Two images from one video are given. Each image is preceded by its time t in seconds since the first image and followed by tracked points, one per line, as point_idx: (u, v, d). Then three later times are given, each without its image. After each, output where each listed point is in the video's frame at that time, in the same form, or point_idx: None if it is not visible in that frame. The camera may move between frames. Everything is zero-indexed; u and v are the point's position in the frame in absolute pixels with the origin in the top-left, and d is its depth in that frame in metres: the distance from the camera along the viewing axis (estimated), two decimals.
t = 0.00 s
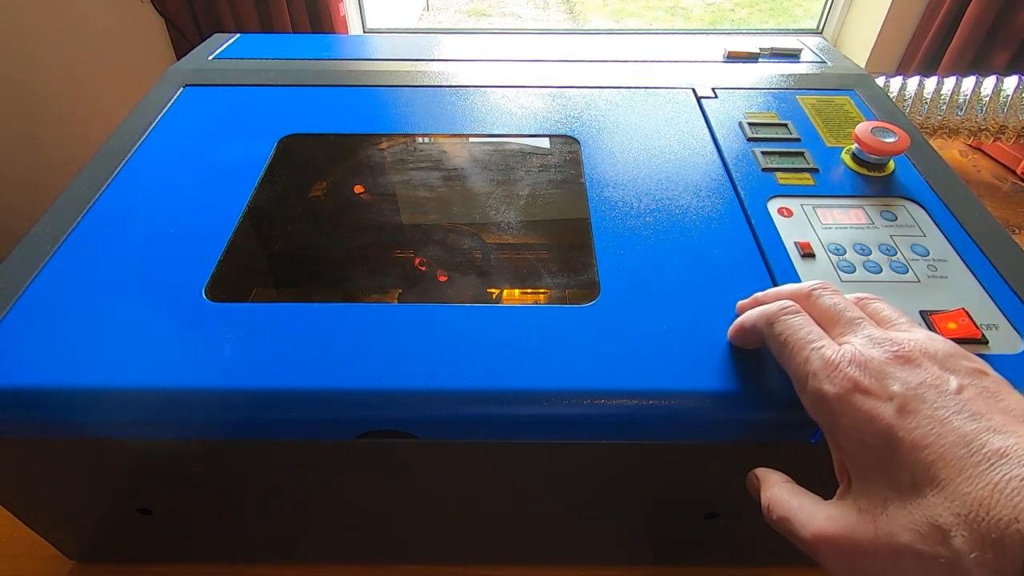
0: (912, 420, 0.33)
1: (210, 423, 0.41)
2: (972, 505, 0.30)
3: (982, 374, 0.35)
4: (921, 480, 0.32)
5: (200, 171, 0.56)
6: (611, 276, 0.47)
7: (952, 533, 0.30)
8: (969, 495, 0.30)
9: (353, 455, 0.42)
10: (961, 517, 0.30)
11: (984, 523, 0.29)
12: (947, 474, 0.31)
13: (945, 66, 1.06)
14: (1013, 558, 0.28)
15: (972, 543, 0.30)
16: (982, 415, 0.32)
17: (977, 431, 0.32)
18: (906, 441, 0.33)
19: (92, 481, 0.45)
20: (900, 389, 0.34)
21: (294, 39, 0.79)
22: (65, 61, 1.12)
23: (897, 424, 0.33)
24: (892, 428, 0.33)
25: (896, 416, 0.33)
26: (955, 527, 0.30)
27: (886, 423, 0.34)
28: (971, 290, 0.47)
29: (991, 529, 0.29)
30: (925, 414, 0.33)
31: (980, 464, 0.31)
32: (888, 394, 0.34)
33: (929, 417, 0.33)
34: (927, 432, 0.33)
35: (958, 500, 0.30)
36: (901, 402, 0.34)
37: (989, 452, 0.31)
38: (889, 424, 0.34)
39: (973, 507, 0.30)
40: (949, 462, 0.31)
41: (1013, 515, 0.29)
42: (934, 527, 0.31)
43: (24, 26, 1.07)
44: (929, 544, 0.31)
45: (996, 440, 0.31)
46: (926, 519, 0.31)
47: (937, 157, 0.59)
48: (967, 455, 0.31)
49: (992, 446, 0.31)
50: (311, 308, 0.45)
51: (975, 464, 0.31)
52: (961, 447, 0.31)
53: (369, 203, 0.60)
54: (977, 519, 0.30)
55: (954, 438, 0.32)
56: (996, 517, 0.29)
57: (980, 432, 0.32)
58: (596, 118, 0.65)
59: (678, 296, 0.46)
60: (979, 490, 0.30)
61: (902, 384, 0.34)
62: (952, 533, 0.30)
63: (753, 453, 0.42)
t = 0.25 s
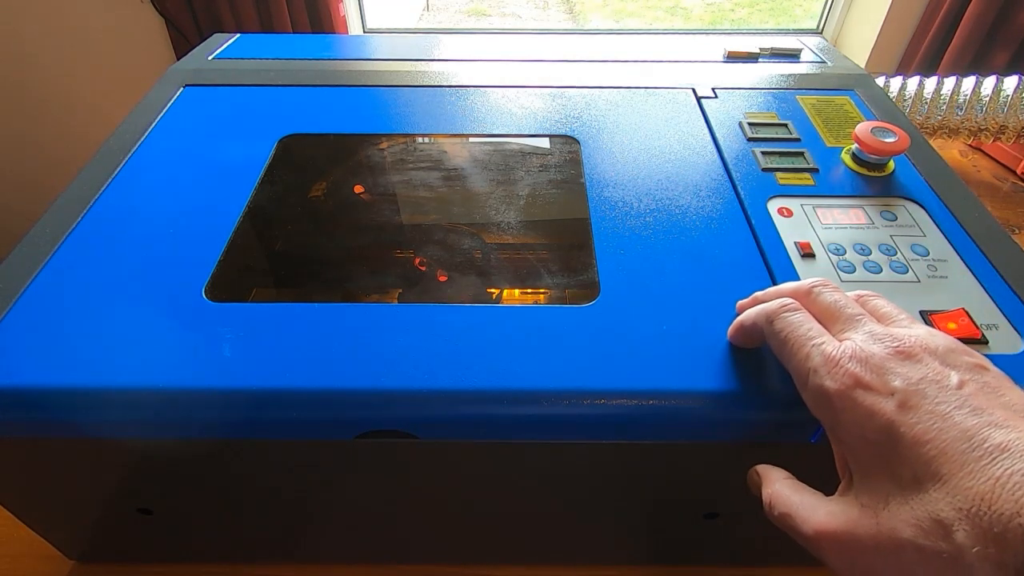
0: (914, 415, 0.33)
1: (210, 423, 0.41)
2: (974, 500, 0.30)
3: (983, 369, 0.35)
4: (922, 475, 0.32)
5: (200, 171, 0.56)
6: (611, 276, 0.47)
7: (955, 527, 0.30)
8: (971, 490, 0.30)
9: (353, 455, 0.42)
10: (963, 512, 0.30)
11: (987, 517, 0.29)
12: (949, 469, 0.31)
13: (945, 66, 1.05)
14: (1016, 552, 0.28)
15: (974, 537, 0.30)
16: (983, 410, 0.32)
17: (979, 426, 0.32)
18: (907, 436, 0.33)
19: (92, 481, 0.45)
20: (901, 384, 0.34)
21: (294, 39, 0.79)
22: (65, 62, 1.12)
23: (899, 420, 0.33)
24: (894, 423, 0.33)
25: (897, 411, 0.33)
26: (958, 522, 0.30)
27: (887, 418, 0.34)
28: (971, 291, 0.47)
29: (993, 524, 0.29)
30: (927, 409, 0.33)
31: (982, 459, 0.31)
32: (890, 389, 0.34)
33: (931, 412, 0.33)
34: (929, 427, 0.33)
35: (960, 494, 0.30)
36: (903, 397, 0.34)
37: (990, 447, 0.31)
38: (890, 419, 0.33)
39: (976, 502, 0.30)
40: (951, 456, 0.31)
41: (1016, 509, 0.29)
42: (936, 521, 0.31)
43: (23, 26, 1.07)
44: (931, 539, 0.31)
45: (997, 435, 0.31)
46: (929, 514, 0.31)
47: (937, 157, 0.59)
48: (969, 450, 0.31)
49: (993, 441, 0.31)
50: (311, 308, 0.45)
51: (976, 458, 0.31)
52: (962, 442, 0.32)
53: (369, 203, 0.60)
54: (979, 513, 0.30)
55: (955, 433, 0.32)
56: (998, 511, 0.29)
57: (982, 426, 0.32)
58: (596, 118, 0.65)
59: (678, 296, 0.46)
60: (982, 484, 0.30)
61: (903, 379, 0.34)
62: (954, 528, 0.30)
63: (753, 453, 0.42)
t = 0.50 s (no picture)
0: (916, 407, 0.33)
1: (210, 422, 0.41)
2: (978, 491, 0.30)
3: (985, 363, 0.35)
4: (925, 467, 0.32)
5: (200, 171, 0.56)
6: (611, 276, 0.47)
7: (958, 518, 0.30)
8: (974, 481, 0.30)
9: (353, 454, 0.43)
10: (967, 503, 0.30)
11: (990, 508, 0.29)
12: (952, 461, 0.31)
13: (945, 66, 1.06)
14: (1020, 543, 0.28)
15: (978, 529, 0.30)
16: (985, 402, 0.32)
17: (981, 417, 0.32)
18: (910, 429, 0.33)
19: (92, 481, 0.45)
20: (903, 376, 0.34)
21: (294, 39, 0.79)
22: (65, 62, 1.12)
23: (901, 412, 0.33)
24: (896, 416, 0.33)
25: (900, 404, 0.33)
26: (961, 513, 0.30)
27: (890, 411, 0.34)
28: (971, 291, 0.47)
29: (996, 515, 0.29)
30: (929, 401, 0.33)
31: (985, 450, 0.31)
32: (892, 381, 0.34)
33: (933, 404, 0.33)
34: (931, 420, 0.33)
35: (963, 486, 0.30)
36: (905, 389, 0.34)
37: (993, 439, 0.31)
38: (893, 412, 0.33)
39: (979, 493, 0.30)
40: (954, 448, 0.31)
41: (1019, 500, 0.29)
42: (940, 513, 0.31)
43: (23, 26, 1.07)
44: (934, 531, 0.31)
45: (1000, 427, 0.31)
46: (931, 506, 0.31)
47: (937, 157, 0.59)
48: (971, 441, 0.31)
49: (996, 432, 0.31)
50: (311, 308, 0.45)
51: (979, 450, 0.31)
52: (965, 434, 0.32)
53: (369, 203, 0.60)
54: (983, 505, 0.30)
55: (958, 425, 0.32)
56: (1001, 502, 0.29)
57: (984, 419, 0.32)
58: (596, 118, 0.65)
59: (678, 295, 0.46)
60: (985, 476, 0.30)
61: (905, 371, 0.34)
62: (958, 519, 0.30)
63: (753, 453, 0.42)
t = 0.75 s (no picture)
0: (919, 403, 0.33)
1: (210, 422, 0.41)
2: (982, 487, 0.30)
3: (987, 359, 0.35)
4: (929, 463, 0.32)
5: (200, 171, 0.56)
6: (611, 276, 0.47)
7: (962, 514, 0.30)
8: (978, 477, 0.30)
9: (354, 454, 0.43)
10: (971, 499, 0.30)
11: (994, 504, 0.29)
12: (956, 457, 0.31)
13: (945, 66, 1.06)
14: None
15: (982, 524, 0.30)
16: (988, 398, 0.32)
17: (985, 413, 0.32)
18: (913, 425, 0.33)
19: (92, 481, 0.45)
20: (906, 372, 0.34)
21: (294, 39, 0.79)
22: (65, 62, 1.12)
23: (904, 408, 0.33)
24: (899, 412, 0.33)
25: (903, 400, 0.33)
26: (965, 509, 0.30)
27: (893, 407, 0.34)
28: (971, 291, 0.47)
29: (1000, 510, 0.29)
30: (932, 397, 0.33)
31: (988, 446, 0.31)
32: (895, 377, 0.34)
33: (937, 400, 0.33)
34: (934, 415, 0.33)
35: (967, 482, 0.30)
36: (908, 385, 0.34)
37: (997, 434, 0.31)
38: (896, 408, 0.33)
39: (983, 489, 0.30)
40: (957, 444, 0.31)
41: None
42: (944, 509, 0.31)
43: (23, 26, 1.07)
44: (939, 526, 0.31)
45: (1003, 422, 0.31)
46: (935, 501, 0.31)
47: (937, 156, 0.59)
48: (975, 437, 0.31)
49: (999, 428, 0.31)
50: (311, 308, 0.45)
51: (983, 446, 0.31)
52: (968, 430, 0.31)
53: (369, 203, 0.60)
54: (987, 500, 0.30)
55: (961, 421, 0.32)
56: (1005, 498, 0.29)
57: (987, 414, 0.32)
58: (596, 118, 0.65)
59: (678, 295, 0.46)
60: (989, 472, 0.30)
61: (908, 367, 0.34)
62: (962, 515, 0.30)
63: (753, 452, 0.42)
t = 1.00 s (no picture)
0: (921, 401, 0.33)
1: (210, 422, 0.41)
2: (984, 484, 0.30)
3: (988, 358, 0.35)
4: (931, 460, 0.32)
5: (200, 171, 0.56)
6: (611, 276, 0.47)
7: (964, 511, 0.30)
8: (981, 474, 0.30)
9: (354, 454, 0.42)
10: (973, 496, 0.30)
11: (997, 501, 0.29)
12: (958, 454, 0.31)
13: (945, 66, 1.05)
14: None
15: (984, 521, 0.30)
16: (990, 396, 0.32)
17: (986, 411, 0.32)
18: (915, 423, 0.33)
19: (92, 481, 0.45)
20: (907, 370, 0.34)
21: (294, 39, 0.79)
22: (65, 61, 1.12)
23: (906, 406, 0.33)
24: (901, 410, 0.33)
25: (905, 398, 0.33)
26: (967, 506, 0.30)
27: (894, 405, 0.34)
28: (972, 290, 0.47)
29: (1003, 507, 0.29)
30: (934, 395, 0.33)
31: (991, 443, 0.31)
32: (896, 376, 0.34)
33: (938, 398, 0.33)
34: (936, 413, 0.33)
35: (970, 479, 0.30)
36: (910, 383, 0.34)
37: (999, 432, 0.31)
38: (898, 406, 0.33)
39: (985, 486, 0.30)
40: (960, 442, 0.31)
41: None
42: (946, 506, 0.31)
43: (23, 26, 1.07)
44: (941, 524, 0.31)
45: (1005, 420, 0.31)
46: (937, 499, 0.31)
47: (937, 157, 0.59)
48: (977, 435, 0.31)
49: (1001, 425, 0.31)
50: (311, 308, 0.45)
51: (985, 443, 0.31)
52: (971, 427, 0.31)
53: (369, 203, 0.60)
54: (989, 497, 0.30)
55: (963, 419, 0.32)
56: (1008, 495, 0.29)
57: (989, 412, 0.32)
58: (596, 118, 0.65)
59: (678, 295, 0.46)
60: (991, 469, 0.30)
61: (909, 366, 0.34)
62: (964, 512, 0.30)
63: (753, 452, 0.42)
